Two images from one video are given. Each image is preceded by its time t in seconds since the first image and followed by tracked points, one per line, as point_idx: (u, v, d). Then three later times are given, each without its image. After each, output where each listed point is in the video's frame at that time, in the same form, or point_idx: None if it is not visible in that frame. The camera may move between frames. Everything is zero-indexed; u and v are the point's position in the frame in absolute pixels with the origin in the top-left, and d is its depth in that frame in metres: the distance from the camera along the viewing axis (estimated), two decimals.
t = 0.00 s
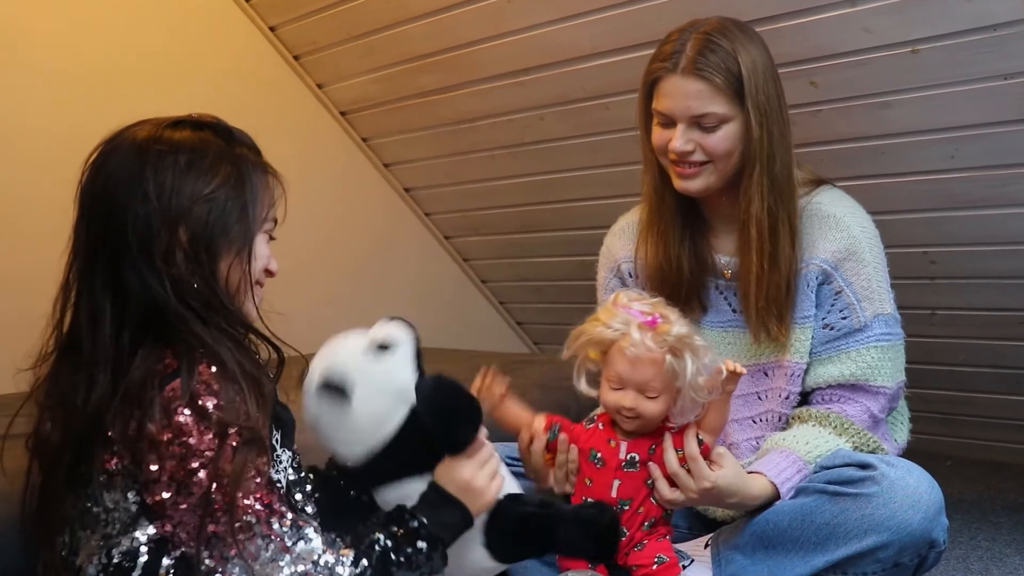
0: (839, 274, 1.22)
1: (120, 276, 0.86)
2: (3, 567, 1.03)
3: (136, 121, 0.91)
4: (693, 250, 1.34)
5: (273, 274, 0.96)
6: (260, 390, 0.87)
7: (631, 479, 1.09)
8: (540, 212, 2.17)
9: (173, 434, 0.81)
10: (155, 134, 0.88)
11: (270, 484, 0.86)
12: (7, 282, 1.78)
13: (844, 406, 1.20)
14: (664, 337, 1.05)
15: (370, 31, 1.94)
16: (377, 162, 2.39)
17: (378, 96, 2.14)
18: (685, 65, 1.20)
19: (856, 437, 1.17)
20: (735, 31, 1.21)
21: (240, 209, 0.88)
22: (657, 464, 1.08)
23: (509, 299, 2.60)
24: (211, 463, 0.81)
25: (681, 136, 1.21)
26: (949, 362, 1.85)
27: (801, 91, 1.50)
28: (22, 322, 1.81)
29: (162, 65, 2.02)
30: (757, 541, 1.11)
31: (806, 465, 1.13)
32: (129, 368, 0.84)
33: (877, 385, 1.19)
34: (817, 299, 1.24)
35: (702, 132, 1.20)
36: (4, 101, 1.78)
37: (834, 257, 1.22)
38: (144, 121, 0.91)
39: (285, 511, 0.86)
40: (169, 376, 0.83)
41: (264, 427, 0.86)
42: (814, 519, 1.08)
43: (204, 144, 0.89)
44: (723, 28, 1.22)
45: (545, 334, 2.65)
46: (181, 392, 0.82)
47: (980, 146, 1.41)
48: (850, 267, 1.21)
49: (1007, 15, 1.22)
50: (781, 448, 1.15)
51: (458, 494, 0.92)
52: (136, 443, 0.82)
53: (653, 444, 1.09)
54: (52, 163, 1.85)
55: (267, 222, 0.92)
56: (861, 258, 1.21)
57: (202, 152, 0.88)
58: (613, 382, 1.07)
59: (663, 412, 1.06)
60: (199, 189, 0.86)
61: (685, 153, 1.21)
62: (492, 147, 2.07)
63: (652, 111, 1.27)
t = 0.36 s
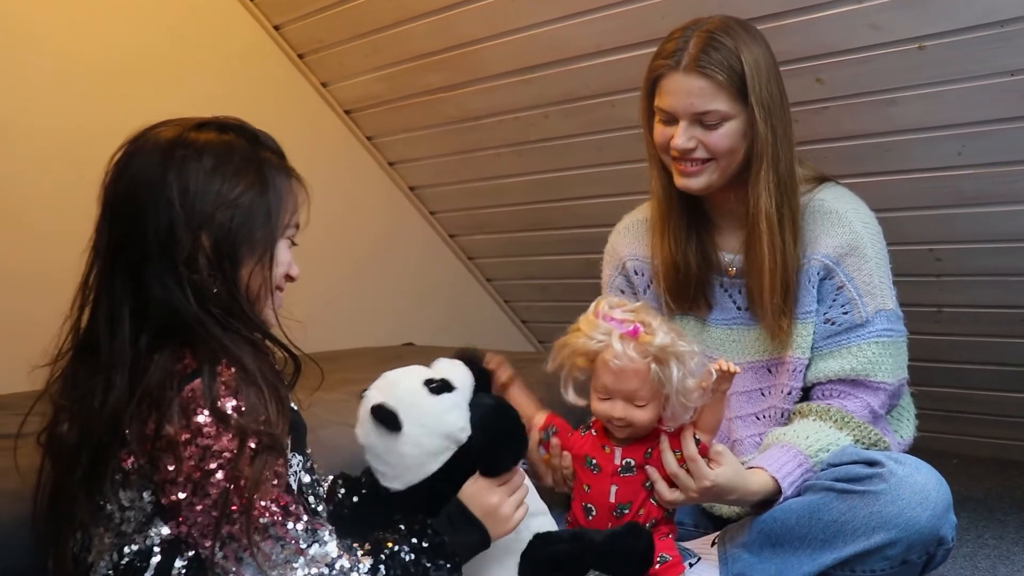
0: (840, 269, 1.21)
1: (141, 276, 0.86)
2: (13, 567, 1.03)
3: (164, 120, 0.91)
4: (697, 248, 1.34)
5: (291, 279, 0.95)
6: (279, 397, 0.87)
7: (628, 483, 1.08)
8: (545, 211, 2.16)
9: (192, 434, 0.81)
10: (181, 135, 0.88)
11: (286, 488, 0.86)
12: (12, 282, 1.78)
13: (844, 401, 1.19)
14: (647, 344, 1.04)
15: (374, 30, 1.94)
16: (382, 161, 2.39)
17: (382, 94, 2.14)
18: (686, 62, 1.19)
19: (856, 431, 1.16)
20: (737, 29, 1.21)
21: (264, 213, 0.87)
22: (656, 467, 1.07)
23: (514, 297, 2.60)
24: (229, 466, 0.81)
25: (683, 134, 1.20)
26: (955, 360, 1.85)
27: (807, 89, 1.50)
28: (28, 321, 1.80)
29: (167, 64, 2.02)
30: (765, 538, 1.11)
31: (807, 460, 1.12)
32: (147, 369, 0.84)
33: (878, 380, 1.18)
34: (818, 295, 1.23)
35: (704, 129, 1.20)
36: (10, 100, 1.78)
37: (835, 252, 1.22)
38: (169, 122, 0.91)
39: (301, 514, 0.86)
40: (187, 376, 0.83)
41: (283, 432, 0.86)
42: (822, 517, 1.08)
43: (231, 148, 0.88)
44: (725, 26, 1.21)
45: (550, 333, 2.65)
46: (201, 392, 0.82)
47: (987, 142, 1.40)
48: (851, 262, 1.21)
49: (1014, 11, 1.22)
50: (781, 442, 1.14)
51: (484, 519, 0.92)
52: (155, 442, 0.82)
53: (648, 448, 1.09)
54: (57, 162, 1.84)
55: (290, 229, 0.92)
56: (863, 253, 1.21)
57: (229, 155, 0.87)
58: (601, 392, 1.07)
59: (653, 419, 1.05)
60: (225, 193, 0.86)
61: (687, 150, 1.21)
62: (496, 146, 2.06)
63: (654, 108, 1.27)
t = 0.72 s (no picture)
0: (840, 265, 1.21)
1: (155, 270, 0.86)
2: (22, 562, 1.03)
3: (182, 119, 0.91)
4: (696, 245, 1.34)
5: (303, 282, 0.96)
6: (286, 393, 0.88)
7: (631, 482, 1.08)
8: (549, 209, 2.17)
9: (199, 425, 0.81)
10: (205, 133, 0.88)
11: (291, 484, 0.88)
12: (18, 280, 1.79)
13: (846, 397, 1.18)
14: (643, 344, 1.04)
15: (378, 28, 1.95)
16: (386, 159, 2.39)
17: (387, 92, 2.14)
18: (679, 61, 1.19)
19: (858, 426, 1.16)
20: (729, 27, 1.21)
21: (283, 216, 0.88)
22: (658, 465, 1.08)
23: (519, 295, 2.60)
24: (235, 457, 0.81)
25: (680, 132, 1.21)
26: (961, 357, 1.85)
27: (812, 85, 1.50)
28: (35, 318, 1.81)
29: (172, 62, 2.02)
30: (769, 535, 1.11)
31: (809, 455, 1.12)
32: (157, 360, 0.84)
33: (879, 376, 1.17)
34: (819, 291, 1.23)
35: (700, 127, 1.20)
36: (15, 99, 1.78)
37: (835, 248, 1.22)
38: (192, 119, 0.91)
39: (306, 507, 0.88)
40: (196, 368, 0.83)
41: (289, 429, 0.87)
42: (826, 513, 1.07)
43: (253, 148, 0.89)
44: (717, 24, 1.21)
45: (554, 330, 2.65)
46: (210, 383, 0.82)
47: (992, 139, 1.40)
48: (851, 258, 1.21)
49: (1019, 7, 1.21)
50: (784, 438, 1.14)
51: (489, 517, 0.93)
52: (163, 433, 0.82)
53: (651, 447, 1.09)
54: (62, 161, 1.85)
55: (304, 233, 0.92)
56: (862, 249, 1.21)
57: (254, 158, 0.88)
58: (602, 391, 1.08)
59: (655, 418, 1.06)
60: (243, 193, 0.86)
61: (684, 149, 1.21)
62: (501, 143, 2.07)
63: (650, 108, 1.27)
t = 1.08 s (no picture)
0: (840, 265, 1.21)
1: (157, 264, 0.86)
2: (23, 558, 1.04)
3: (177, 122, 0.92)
4: (697, 245, 1.34)
5: (302, 282, 0.96)
6: (286, 388, 0.88)
7: (632, 479, 1.08)
8: (551, 208, 2.17)
9: (200, 409, 0.81)
10: (203, 131, 0.88)
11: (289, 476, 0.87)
12: (19, 278, 1.79)
13: (846, 396, 1.19)
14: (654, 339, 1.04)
15: (380, 26, 1.95)
16: (388, 157, 2.39)
17: (388, 91, 2.14)
18: (682, 59, 1.20)
19: (858, 425, 1.16)
20: (733, 26, 1.21)
21: (282, 211, 0.88)
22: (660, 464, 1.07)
23: (520, 294, 2.60)
24: (233, 445, 0.81)
25: (682, 130, 1.21)
26: (963, 358, 1.85)
27: (814, 85, 1.50)
28: (37, 315, 1.81)
29: (174, 60, 2.03)
30: (770, 535, 1.11)
31: (810, 454, 1.12)
32: (158, 347, 0.84)
33: (879, 375, 1.18)
34: (819, 290, 1.23)
35: (703, 125, 1.20)
36: (17, 96, 1.78)
37: (835, 248, 1.22)
38: (195, 121, 0.91)
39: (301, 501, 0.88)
40: (197, 354, 0.83)
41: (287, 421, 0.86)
42: (827, 513, 1.08)
43: (254, 152, 0.89)
44: (720, 23, 1.21)
45: (555, 329, 2.65)
46: (213, 367, 0.82)
47: (994, 140, 1.40)
48: (851, 258, 1.21)
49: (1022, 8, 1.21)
50: (784, 438, 1.15)
51: (462, 508, 0.92)
52: (165, 419, 0.82)
53: (653, 445, 1.09)
54: (63, 158, 1.85)
55: (302, 230, 0.92)
56: (863, 248, 1.21)
57: (254, 158, 0.88)
58: (609, 385, 1.08)
59: (658, 415, 1.05)
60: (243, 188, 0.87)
61: (686, 147, 1.21)
62: (502, 142, 2.07)
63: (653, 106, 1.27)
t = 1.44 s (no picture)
0: (840, 265, 1.21)
1: (154, 265, 0.86)
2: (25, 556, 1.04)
3: (170, 108, 0.91)
4: (696, 242, 1.34)
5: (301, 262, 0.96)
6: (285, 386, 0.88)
7: (631, 483, 1.07)
8: (552, 207, 2.17)
9: (197, 417, 0.81)
10: (193, 125, 0.87)
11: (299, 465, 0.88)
12: (19, 276, 1.79)
13: (844, 396, 1.18)
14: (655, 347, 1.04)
15: (382, 25, 1.94)
16: (389, 156, 2.39)
17: (390, 89, 2.14)
18: (683, 55, 1.20)
19: (857, 422, 1.15)
20: (735, 25, 1.21)
21: (278, 198, 0.88)
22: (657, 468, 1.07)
23: (522, 293, 2.60)
24: (238, 447, 0.82)
25: (682, 126, 1.21)
26: (964, 357, 1.85)
27: (816, 85, 1.50)
28: (38, 313, 1.82)
29: (175, 59, 2.03)
30: (771, 534, 1.11)
31: (808, 450, 1.12)
32: (150, 354, 0.83)
33: (878, 375, 1.17)
34: (818, 290, 1.23)
35: (703, 121, 1.20)
36: (19, 95, 1.79)
37: (835, 249, 1.21)
38: (178, 110, 0.90)
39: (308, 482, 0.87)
40: (188, 359, 0.82)
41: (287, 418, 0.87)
42: (829, 513, 1.08)
43: (242, 137, 0.88)
44: (723, 21, 1.21)
45: (557, 328, 2.65)
46: (211, 375, 0.82)
47: (997, 139, 1.40)
48: (851, 258, 1.20)
49: None
50: (784, 433, 1.14)
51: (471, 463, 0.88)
52: (161, 426, 0.82)
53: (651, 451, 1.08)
54: (63, 157, 1.85)
55: (298, 213, 0.93)
56: (862, 249, 1.21)
57: (243, 145, 0.87)
58: (606, 389, 1.06)
59: (656, 421, 1.06)
60: (240, 184, 0.86)
61: (686, 142, 1.21)
62: (503, 141, 2.07)
63: (654, 102, 1.27)
